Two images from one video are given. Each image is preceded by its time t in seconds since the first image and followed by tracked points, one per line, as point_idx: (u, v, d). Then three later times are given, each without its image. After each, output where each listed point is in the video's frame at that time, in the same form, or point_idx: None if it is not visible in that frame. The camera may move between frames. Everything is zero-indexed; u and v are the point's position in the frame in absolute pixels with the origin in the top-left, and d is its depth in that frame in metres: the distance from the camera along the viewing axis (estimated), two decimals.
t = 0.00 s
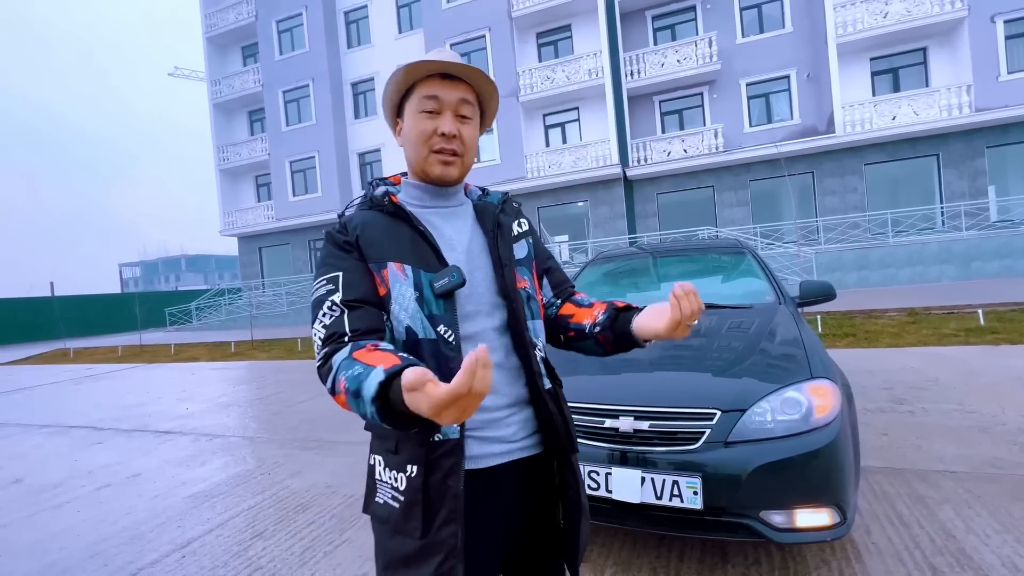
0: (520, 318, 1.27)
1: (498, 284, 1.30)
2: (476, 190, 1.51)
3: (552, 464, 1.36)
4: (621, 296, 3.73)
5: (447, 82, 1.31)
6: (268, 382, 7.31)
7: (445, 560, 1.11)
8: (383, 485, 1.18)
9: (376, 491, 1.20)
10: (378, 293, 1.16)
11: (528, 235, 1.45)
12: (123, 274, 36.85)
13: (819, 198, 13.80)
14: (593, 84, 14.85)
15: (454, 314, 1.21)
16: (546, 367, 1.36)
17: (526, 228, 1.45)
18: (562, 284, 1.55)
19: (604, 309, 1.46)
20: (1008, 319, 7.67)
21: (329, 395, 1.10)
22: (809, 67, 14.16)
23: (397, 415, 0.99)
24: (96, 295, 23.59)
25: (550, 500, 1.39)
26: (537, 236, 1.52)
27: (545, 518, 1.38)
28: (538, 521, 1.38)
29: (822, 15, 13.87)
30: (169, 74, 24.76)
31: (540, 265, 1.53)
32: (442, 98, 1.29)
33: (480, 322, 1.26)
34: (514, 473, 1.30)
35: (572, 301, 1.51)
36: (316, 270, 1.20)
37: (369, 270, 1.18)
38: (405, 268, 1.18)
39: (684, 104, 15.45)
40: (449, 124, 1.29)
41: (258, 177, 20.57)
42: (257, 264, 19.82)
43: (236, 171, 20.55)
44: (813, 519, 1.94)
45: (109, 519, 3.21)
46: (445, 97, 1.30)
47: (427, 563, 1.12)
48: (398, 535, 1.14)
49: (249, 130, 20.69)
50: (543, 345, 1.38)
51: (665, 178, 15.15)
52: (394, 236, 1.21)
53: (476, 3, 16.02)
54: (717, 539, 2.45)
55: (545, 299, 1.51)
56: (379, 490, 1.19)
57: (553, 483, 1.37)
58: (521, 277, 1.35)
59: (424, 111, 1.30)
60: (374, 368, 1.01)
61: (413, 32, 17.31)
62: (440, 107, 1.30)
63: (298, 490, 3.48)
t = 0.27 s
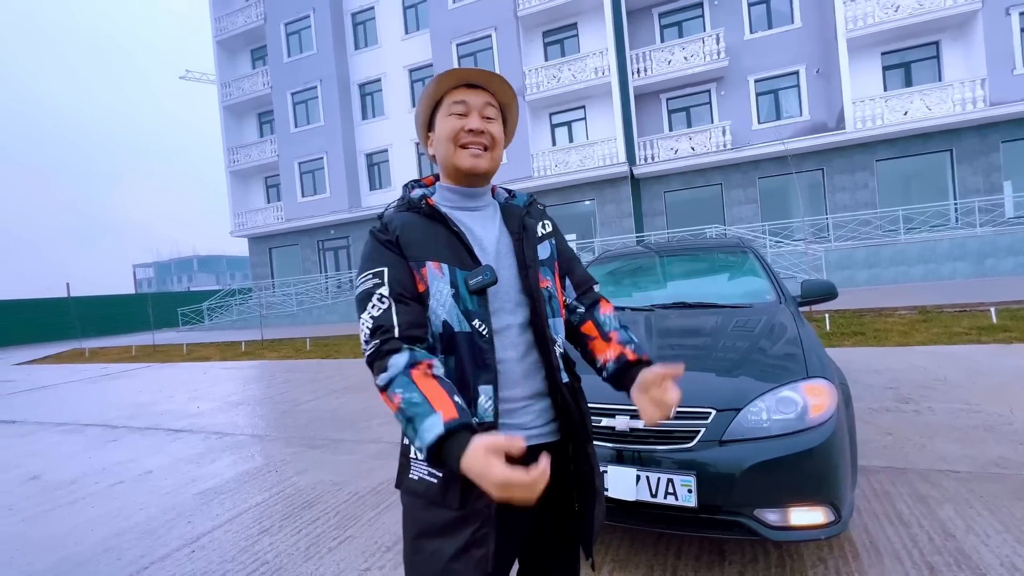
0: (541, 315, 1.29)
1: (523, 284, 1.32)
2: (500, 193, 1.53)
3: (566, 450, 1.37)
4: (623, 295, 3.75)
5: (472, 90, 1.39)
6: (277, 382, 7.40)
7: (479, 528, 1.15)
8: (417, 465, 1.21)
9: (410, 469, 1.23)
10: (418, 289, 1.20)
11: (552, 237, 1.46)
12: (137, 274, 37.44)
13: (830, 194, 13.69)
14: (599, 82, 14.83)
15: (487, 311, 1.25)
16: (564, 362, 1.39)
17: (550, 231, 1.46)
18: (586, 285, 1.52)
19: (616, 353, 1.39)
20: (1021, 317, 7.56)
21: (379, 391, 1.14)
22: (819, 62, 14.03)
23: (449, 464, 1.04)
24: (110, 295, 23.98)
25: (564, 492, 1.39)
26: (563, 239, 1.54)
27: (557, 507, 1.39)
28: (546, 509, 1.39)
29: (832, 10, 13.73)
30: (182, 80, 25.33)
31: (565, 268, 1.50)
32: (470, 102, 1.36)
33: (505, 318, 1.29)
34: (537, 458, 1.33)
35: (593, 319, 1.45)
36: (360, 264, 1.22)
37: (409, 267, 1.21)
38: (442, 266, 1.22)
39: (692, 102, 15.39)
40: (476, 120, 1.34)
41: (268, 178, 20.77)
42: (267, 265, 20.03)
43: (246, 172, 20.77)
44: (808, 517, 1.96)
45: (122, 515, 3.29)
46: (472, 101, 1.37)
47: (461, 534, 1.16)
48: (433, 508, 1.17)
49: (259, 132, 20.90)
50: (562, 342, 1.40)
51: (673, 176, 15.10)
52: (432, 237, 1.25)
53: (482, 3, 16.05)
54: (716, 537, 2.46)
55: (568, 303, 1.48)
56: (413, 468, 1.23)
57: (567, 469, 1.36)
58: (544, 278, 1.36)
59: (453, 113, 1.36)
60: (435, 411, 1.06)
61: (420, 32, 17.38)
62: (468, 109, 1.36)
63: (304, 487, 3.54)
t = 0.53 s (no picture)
0: (551, 318, 1.37)
1: (537, 286, 1.40)
2: (518, 199, 1.59)
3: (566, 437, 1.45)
4: (625, 296, 3.80)
5: (512, 124, 1.35)
6: (289, 381, 7.54)
7: (484, 501, 1.23)
8: (427, 442, 1.28)
9: (420, 445, 1.30)
10: (431, 287, 1.30)
11: (562, 243, 1.53)
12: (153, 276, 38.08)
13: (842, 193, 13.57)
14: (608, 83, 14.84)
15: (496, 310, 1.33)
16: (568, 358, 1.43)
17: (561, 237, 1.53)
18: (597, 278, 1.60)
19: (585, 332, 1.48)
20: None
21: (357, 365, 1.22)
22: (831, 59, 13.91)
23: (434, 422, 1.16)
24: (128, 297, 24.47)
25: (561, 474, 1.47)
26: (577, 243, 1.62)
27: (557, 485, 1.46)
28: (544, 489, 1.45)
29: (844, 7, 13.61)
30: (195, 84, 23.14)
31: (578, 270, 1.57)
32: (504, 139, 1.35)
33: (515, 315, 1.37)
34: (540, 442, 1.41)
35: (585, 302, 1.55)
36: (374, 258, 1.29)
37: (421, 267, 1.30)
38: (456, 268, 1.30)
39: (701, 101, 15.35)
40: (508, 162, 1.36)
41: (281, 181, 21.05)
42: (280, 266, 20.31)
43: (259, 175, 21.07)
44: (797, 513, 2.01)
45: (141, 508, 3.42)
46: (507, 137, 1.35)
47: (465, 505, 1.24)
48: (445, 481, 1.25)
49: (272, 136, 21.20)
50: (567, 338, 1.49)
51: (682, 176, 15.06)
52: (449, 242, 1.32)
53: (492, 4, 16.13)
54: (712, 534, 2.51)
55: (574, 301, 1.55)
56: (423, 445, 1.29)
57: (563, 454, 1.45)
58: (554, 282, 1.44)
59: (487, 150, 1.35)
60: (419, 378, 1.16)
61: (430, 34, 17.52)
62: (502, 146, 1.36)
63: (314, 483, 3.64)
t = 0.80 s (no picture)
0: (550, 327, 1.47)
1: (536, 295, 1.49)
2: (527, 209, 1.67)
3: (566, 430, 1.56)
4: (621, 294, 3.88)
5: (531, 140, 1.42)
6: (296, 379, 7.65)
7: (451, 487, 1.32)
8: (414, 422, 1.39)
9: (408, 423, 1.41)
10: (432, 289, 1.38)
11: (565, 254, 1.62)
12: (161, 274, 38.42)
13: (847, 191, 13.55)
14: (612, 82, 14.87)
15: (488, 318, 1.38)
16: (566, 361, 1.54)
17: (563, 248, 1.61)
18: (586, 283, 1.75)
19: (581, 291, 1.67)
20: None
21: (379, 346, 1.33)
22: (836, 57, 13.87)
23: (445, 345, 1.24)
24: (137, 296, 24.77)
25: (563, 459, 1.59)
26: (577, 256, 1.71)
27: (555, 473, 1.57)
28: (541, 475, 1.54)
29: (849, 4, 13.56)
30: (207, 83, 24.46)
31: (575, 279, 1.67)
32: (525, 154, 1.41)
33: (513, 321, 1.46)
34: (538, 433, 1.50)
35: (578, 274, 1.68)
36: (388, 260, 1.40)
37: (427, 269, 1.38)
38: (456, 275, 1.37)
39: (706, 99, 15.36)
40: (526, 176, 1.42)
41: (287, 180, 21.22)
42: (287, 266, 20.48)
43: (265, 175, 21.24)
44: (782, 504, 2.08)
45: (152, 500, 3.53)
46: (529, 152, 1.42)
47: (437, 484, 1.33)
48: (422, 463, 1.35)
49: (278, 136, 21.37)
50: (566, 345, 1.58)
51: (686, 174, 15.08)
52: (454, 248, 1.39)
53: (496, 4, 16.19)
54: (703, 524, 2.59)
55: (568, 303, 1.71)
56: (412, 424, 1.40)
57: (567, 444, 1.57)
58: (555, 293, 1.54)
59: (507, 161, 1.41)
60: (426, 314, 1.27)
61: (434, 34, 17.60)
62: (522, 160, 1.42)
63: (319, 476, 3.74)
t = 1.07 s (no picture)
0: (540, 319, 1.56)
1: (527, 291, 1.57)
2: (516, 210, 1.76)
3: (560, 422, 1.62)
4: (618, 292, 3.96)
5: (512, 131, 1.53)
6: (300, 376, 7.75)
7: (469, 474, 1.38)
8: (426, 417, 1.45)
9: (420, 418, 1.47)
10: (440, 287, 1.44)
11: (553, 254, 1.71)
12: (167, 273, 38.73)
13: (850, 190, 13.56)
14: (614, 80, 14.91)
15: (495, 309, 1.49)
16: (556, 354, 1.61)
17: (552, 248, 1.71)
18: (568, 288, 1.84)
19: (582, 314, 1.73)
20: None
21: (402, 355, 1.40)
22: (839, 55, 13.86)
23: (467, 372, 1.29)
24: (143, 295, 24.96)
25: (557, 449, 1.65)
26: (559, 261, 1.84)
27: (551, 462, 1.63)
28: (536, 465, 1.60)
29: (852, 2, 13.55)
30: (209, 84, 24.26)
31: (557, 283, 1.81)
32: (509, 144, 1.51)
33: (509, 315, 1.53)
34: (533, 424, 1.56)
35: (565, 306, 1.79)
36: (395, 264, 1.45)
37: (435, 269, 1.44)
38: (462, 272, 1.45)
39: (708, 98, 15.39)
40: (513, 163, 1.52)
41: (291, 180, 21.35)
42: (291, 265, 20.62)
43: (269, 175, 21.37)
44: (769, 495, 2.15)
45: (160, 493, 3.62)
46: (511, 142, 1.52)
47: (453, 475, 1.39)
48: (437, 454, 1.41)
49: (281, 135, 21.49)
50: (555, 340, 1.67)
51: (688, 173, 15.11)
52: (458, 247, 1.48)
53: (498, 3, 16.25)
54: (696, 517, 2.65)
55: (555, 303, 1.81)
56: (423, 419, 1.46)
57: (560, 435, 1.62)
58: (545, 288, 1.62)
59: (494, 152, 1.51)
60: (448, 338, 1.32)
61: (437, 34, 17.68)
62: (507, 149, 1.52)
63: (322, 470, 3.83)
